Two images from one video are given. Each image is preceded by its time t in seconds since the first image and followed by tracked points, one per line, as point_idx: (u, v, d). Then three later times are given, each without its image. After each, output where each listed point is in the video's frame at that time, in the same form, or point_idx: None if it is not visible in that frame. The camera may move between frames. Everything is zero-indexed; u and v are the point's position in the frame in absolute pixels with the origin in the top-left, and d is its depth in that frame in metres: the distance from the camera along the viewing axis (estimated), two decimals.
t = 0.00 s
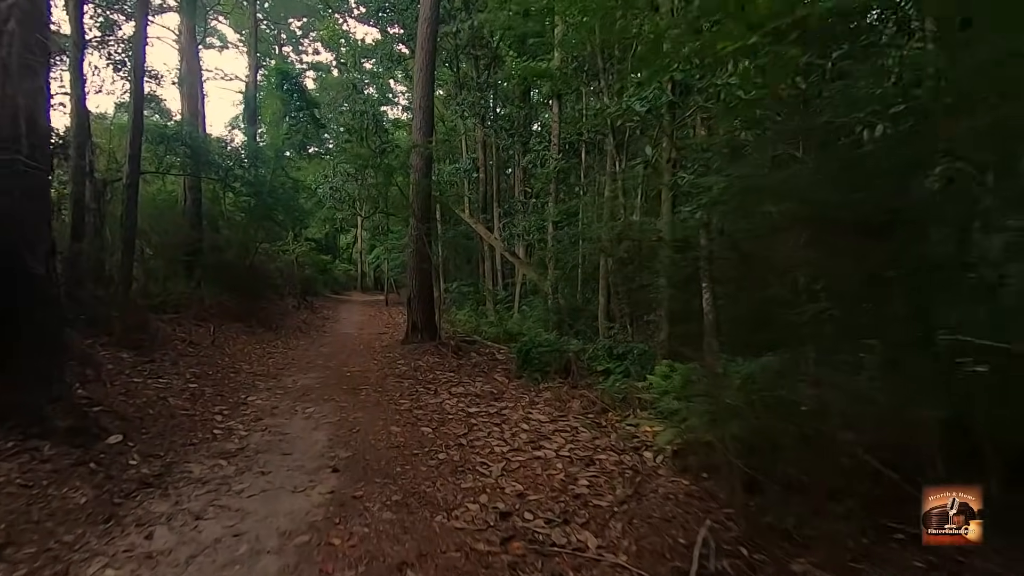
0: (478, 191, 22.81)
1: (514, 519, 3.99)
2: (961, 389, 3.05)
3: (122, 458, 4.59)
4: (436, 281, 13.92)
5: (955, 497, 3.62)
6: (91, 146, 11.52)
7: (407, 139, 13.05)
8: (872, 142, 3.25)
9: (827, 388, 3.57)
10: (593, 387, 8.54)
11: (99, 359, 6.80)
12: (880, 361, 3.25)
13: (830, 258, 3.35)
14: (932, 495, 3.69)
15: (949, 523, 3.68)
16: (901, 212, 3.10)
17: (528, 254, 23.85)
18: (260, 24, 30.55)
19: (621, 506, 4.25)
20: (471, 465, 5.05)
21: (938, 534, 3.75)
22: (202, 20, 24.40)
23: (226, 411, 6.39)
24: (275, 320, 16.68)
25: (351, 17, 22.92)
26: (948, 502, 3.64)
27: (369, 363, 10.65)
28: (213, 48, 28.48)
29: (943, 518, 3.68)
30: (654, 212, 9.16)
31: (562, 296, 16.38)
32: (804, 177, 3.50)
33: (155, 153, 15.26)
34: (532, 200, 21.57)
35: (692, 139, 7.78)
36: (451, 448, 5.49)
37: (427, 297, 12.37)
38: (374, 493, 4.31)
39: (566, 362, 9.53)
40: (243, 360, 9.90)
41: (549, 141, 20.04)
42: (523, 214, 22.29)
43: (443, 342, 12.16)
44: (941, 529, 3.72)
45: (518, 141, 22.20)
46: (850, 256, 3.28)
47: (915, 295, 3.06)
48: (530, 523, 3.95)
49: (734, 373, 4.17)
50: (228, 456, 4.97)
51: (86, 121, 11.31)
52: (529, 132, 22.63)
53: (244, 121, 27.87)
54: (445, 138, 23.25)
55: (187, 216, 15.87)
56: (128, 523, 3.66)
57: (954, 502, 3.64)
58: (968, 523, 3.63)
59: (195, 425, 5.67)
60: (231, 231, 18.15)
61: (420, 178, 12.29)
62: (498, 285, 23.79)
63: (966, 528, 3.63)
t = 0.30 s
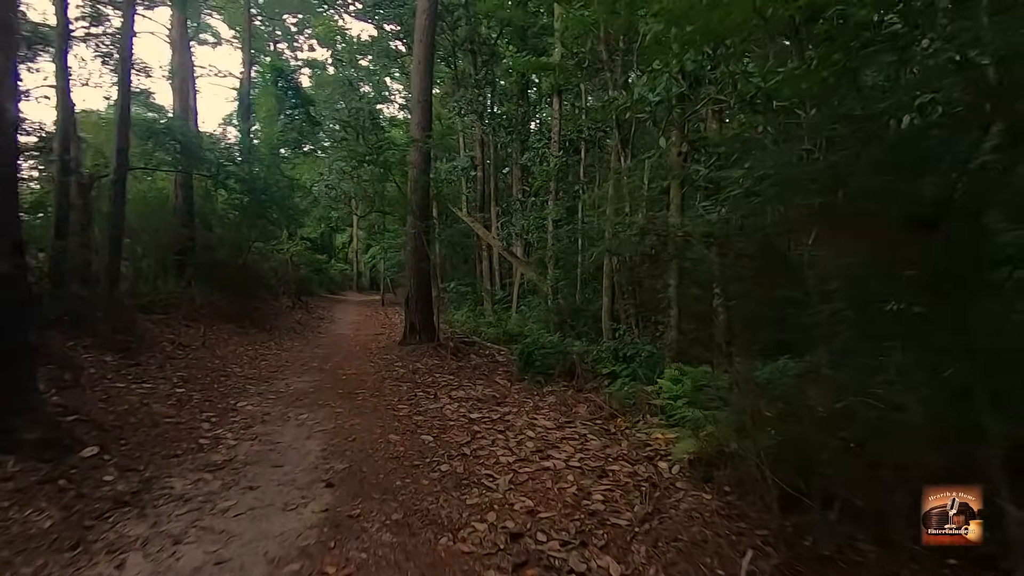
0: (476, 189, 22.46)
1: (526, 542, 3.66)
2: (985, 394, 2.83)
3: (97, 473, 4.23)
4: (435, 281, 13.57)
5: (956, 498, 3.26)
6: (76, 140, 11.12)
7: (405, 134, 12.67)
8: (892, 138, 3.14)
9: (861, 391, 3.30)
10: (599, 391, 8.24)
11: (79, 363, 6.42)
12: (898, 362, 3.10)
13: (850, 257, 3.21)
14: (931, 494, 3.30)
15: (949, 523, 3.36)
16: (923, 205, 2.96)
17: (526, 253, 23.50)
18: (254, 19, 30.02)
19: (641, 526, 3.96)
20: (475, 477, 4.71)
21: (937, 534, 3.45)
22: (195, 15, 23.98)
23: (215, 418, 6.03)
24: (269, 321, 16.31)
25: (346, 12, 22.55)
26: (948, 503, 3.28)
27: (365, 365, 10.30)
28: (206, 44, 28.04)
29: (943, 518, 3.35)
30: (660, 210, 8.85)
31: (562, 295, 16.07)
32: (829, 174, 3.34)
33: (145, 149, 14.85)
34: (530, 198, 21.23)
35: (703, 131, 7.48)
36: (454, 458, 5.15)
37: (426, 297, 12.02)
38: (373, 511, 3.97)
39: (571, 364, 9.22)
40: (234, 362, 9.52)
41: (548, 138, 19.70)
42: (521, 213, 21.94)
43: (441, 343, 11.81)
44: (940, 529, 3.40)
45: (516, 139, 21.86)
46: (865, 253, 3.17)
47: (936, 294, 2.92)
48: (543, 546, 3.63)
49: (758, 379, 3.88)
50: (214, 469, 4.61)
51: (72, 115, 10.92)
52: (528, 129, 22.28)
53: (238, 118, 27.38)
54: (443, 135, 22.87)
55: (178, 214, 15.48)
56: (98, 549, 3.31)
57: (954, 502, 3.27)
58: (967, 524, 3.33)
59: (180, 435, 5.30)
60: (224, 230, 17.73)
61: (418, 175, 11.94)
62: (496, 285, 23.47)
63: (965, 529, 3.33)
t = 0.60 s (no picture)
0: (470, 188, 22.09)
1: (532, 567, 3.34)
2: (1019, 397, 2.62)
3: (55, 492, 3.84)
4: (428, 281, 13.20)
5: (956, 498, 3.00)
6: (53, 134, 10.67)
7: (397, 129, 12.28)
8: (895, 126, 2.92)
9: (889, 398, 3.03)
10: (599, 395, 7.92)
11: (47, 369, 6.00)
12: (913, 365, 2.92)
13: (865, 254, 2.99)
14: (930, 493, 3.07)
15: (949, 523, 3.09)
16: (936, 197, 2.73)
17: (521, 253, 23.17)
18: (243, 15, 29.42)
19: (656, 547, 3.66)
20: (473, 491, 4.37)
21: (937, 533, 3.17)
22: (182, 10, 23.45)
23: (193, 426, 5.63)
24: (258, 322, 15.89)
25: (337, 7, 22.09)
26: (948, 502, 3.03)
27: (355, 368, 9.90)
28: (194, 40, 27.50)
29: (942, 517, 3.08)
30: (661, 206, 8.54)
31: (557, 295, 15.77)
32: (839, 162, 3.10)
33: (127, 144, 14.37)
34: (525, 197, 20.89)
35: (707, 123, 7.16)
36: (450, 469, 4.80)
37: (419, 297, 11.64)
38: (362, 532, 3.62)
39: (569, 366, 8.89)
40: (218, 365, 9.10)
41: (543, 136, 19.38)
42: (516, 212, 21.60)
43: (435, 345, 11.43)
44: (938, 528, 3.13)
45: (511, 137, 21.51)
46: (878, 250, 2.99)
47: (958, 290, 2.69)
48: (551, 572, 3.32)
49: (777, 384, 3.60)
50: (189, 484, 4.23)
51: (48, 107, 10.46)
52: (523, 127, 21.93)
53: (226, 116, 26.83)
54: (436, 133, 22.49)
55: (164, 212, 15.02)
56: None
57: (956, 501, 3.01)
58: (969, 523, 3.04)
59: (153, 446, 4.91)
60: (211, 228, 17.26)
61: (411, 171, 11.55)
62: (490, 285, 23.11)
63: (966, 528, 3.04)
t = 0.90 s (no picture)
0: (467, 186, 21.68)
1: None
2: None
3: (8, 516, 3.45)
4: (425, 281, 12.80)
5: (955, 498, 2.79)
6: (33, 127, 10.23)
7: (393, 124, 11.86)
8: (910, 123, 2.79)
9: (927, 409, 2.78)
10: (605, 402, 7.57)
11: (15, 374, 5.59)
12: (936, 370, 2.70)
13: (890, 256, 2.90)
14: (931, 493, 2.91)
15: (949, 523, 2.87)
16: (954, 193, 2.57)
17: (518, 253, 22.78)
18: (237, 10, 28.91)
19: None
20: (476, 512, 3.99)
21: (937, 533, 2.97)
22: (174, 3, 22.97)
23: (172, 437, 5.23)
24: (249, 323, 15.45)
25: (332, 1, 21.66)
26: (948, 503, 2.84)
27: (348, 371, 9.48)
28: (186, 35, 26.99)
29: (942, 517, 2.88)
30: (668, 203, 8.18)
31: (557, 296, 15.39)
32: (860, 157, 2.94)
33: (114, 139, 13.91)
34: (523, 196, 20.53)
35: (719, 115, 6.81)
36: (449, 486, 4.43)
37: (415, 298, 11.23)
38: (351, 563, 3.24)
39: (572, 370, 8.54)
40: (204, 369, 8.68)
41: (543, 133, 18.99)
42: (514, 211, 21.24)
43: (432, 347, 11.04)
44: (939, 529, 2.92)
45: (509, 134, 21.11)
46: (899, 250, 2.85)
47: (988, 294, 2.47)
48: None
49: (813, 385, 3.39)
50: (161, 505, 3.83)
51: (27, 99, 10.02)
52: (521, 124, 21.54)
53: (219, 112, 26.30)
54: (432, 130, 22.09)
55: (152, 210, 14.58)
56: None
57: (954, 502, 2.81)
58: (969, 524, 2.79)
59: (125, 460, 4.50)
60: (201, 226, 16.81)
61: (407, 166, 11.15)
62: (487, 285, 22.71)
63: (966, 529, 2.80)
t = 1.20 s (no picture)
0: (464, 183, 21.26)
1: None
2: None
3: None
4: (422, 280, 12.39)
5: (955, 497, 2.41)
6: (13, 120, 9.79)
7: (390, 117, 11.44)
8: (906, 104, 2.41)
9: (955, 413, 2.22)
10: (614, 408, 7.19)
11: None
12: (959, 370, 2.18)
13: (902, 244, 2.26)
14: (929, 493, 2.47)
15: (948, 523, 2.53)
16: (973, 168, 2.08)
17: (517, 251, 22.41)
18: (230, 5, 28.41)
19: None
20: (485, 534, 3.62)
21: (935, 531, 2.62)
22: None
23: (152, 449, 4.83)
24: (240, 324, 15.01)
25: None
26: (948, 502, 2.45)
27: (343, 374, 9.08)
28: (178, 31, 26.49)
29: (940, 517, 2.52)
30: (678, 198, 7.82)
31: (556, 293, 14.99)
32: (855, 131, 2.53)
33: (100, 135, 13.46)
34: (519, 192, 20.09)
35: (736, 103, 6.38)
36: (454, 504, 4.06)
37: (413, 297, 10.79)
38: None
39: (578, 373, 8.16)
40: (193, 373, 8.26)
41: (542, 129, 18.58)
42: (513, 209, 20.87)
43: (430, 348, 10.65)
44: (939, 531, 2.56)
45: (507, 131, 20.71)
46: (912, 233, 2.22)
47: None
48: None
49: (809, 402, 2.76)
50: (133, 530, 3.45)
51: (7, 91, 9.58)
52: (520, 120, 21.15)
53: (212, 109, 25.80)
54: (429, 127, 21.70)
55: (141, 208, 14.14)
56: None
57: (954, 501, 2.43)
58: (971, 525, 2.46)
59: (97, 478, 4.11)
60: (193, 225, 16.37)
61: (404, 160, 10.75)
62: (485, 284, 22.34)
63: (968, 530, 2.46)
